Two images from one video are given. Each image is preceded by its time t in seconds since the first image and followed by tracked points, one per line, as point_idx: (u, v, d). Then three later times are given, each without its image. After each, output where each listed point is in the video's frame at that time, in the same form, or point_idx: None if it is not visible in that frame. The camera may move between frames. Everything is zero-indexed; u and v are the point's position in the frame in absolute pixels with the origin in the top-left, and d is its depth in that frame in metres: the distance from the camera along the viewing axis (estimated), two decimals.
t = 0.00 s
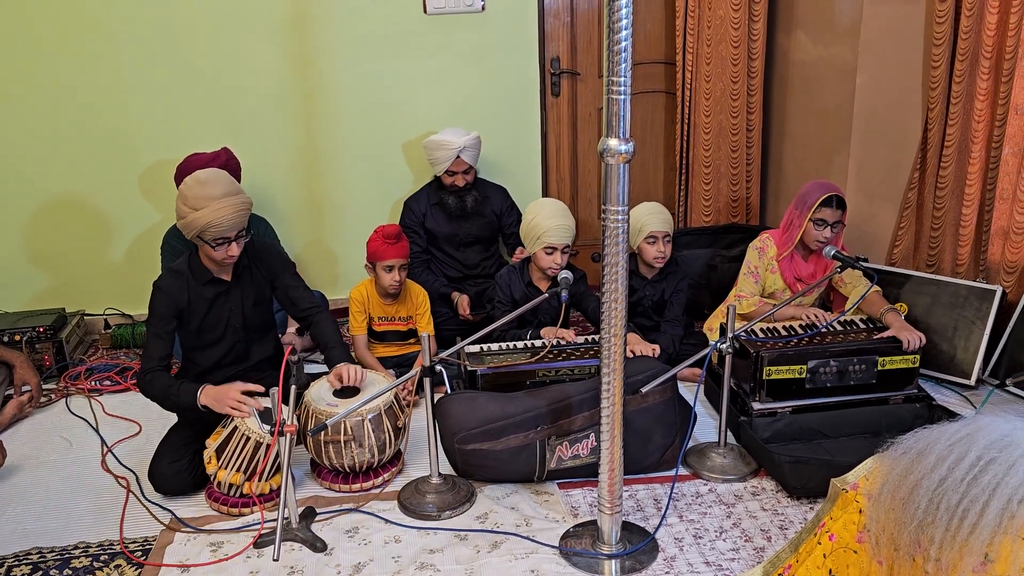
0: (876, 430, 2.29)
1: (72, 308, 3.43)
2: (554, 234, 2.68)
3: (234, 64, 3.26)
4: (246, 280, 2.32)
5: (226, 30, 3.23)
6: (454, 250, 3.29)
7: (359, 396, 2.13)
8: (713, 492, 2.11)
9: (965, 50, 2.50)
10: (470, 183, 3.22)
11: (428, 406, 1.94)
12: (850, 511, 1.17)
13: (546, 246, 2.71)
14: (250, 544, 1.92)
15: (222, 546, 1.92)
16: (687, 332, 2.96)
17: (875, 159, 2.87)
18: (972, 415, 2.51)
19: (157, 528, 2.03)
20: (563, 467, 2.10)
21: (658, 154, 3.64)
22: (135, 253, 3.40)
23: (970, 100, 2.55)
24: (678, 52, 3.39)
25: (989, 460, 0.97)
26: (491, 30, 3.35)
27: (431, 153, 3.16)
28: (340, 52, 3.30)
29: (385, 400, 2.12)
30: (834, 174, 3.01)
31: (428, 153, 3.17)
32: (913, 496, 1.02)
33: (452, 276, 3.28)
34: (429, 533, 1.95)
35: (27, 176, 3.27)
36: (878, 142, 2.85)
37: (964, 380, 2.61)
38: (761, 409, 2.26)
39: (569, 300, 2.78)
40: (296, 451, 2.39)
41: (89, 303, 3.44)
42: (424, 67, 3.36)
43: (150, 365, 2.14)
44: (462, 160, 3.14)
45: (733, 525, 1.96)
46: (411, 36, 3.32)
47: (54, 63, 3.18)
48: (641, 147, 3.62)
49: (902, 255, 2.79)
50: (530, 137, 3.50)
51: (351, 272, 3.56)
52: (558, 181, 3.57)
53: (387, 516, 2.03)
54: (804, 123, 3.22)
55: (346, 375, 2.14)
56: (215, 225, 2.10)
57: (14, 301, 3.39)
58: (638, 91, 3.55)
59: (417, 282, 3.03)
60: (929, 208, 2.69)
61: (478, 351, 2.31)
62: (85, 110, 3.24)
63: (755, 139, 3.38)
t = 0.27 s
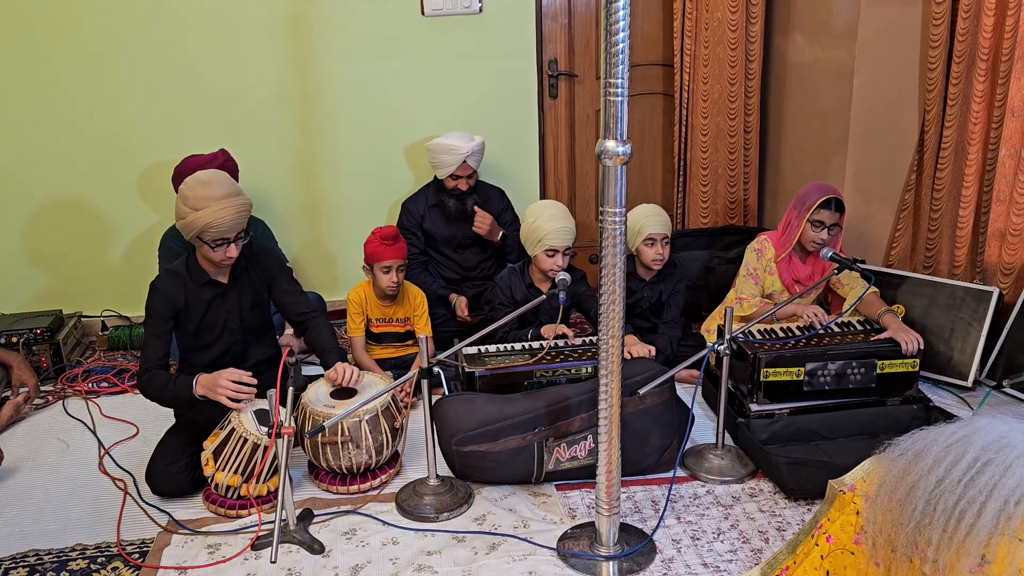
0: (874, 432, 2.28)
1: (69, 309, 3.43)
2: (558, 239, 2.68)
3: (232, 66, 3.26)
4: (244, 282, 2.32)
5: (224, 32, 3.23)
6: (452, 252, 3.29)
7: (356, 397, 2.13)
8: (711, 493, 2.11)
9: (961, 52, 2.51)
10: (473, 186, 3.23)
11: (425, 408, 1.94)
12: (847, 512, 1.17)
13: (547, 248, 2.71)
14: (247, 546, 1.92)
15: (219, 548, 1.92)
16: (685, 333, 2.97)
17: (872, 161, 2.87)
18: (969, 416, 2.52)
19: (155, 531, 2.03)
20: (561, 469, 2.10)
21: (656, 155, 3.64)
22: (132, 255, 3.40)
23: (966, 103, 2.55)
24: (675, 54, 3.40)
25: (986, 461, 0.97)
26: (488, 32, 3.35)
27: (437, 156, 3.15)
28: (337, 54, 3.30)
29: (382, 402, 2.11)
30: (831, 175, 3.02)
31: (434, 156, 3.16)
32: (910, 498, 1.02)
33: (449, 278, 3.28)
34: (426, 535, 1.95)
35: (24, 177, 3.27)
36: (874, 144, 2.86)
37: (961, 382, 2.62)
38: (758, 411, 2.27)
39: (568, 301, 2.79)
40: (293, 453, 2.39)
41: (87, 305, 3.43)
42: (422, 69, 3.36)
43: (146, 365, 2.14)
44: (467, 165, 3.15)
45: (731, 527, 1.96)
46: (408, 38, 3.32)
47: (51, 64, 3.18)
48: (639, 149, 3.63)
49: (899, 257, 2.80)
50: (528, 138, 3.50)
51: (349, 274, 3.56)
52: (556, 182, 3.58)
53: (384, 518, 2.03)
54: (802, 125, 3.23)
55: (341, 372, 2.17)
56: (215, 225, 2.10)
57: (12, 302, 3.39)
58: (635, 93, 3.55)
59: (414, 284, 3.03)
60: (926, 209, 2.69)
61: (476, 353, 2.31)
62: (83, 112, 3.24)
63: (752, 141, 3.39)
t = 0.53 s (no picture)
0: (873, 433, 2.28)
1: (68, 310, 3.43)
2: (560, 241, 2.68)
3: (231, 67, 3.26)
4: (244, 283, 2.32)
5: (223, 33, 3.23)
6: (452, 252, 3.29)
7: (356, 399, 2.13)
8: (710, 494, 2.11)
9: (961, 53, 2.51)
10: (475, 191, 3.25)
11: (424, 409, 1.94)
12: (846, 513, 1.16)
13: (548, 251, 2.71)
14: (246, 547, 1.92)
15: (218, 549, 1.92)
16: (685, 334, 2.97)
17: (871, 162, 2.88)
18: (968, 416, 2.52)
19: (154, 532, 2.03)
20: (560, 469, 2.10)
21: (655, 156, 3.64)
22: (131, 255, 3.40)
23: (965, 103, 2.55)
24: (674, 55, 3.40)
25: (985, 462, 0.97)
26: (488, 32, 3.35)
27: (441, 159, 3.14)
28: (337, 55, 3.30)
29: (381, 403, 2.11)
30: (831, 176, 3.02)
31: (438, 159, 3.15)
32: (909, 498, 1.02)
33: (449, 279, 3.28)
34: (425, 536, 1.95)
35: (23, 178, 3.27)
36: (873, 144, 2.86)
37: (960, 382, 2.62)
38: (757, 411, 2.26)
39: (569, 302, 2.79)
40: (293, 454, 2.39)
41: (86, 306, 3.43)
42: (422, 70, 3.36)
43: (146, 367, 2.13)
44: (471, 168, 3.16)
45: (730, 528, 1.96)
46: (408, 39, 3.32)
47: (50, 65, 3.18)
48: (638, 150, 3.63)
49: (898, 258, 2.80)
50: (527, 139, 3.50)
51: (349, 274, 3.56)
52: (555, 183, 3.58)
53: (384, 519, 2.03)
54: (801, 126, 3.23)
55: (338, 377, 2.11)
56: (216, 231, 2.10)
57: (12, 303, 3.39)
58: (634, 93, 3.55)
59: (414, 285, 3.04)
60: (925, 210, 2.69)
61: (476, 354, 2.31)
62: (82, 113, 3.24)
63: (752, 142, 3.39)
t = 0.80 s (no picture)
0: (872, 433, 2.27)
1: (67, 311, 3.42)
2: (559, 244, 2.68)
3: (231, 68, 3.26)
4: (243, 284, 2.32)
5: (222, 33, 3.22)
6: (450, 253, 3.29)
7: (355, 399, 2.13)
8: (709, 495, 2.12)
9: (959, 54, 2.51)
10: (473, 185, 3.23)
11: (423, 410, 1.94)
12: (846, 514, 1.16)
13: (547, 253, 2.72)
14: (245, 548, 1.92)
15: (217, 550, 1.92)
16: (683, 335, 2.97)
17: (870, 163, 2.88)
18: (966, 417, 2.52)
19: (152, 533, 2.03)
20: (559, 470, 2.10)
21: (654, 157, 3.65)
22: (130, 256, 3.40)
23: (964, 104, 2.55)
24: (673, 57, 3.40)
25: (983, 463, 0.97)
26: (487, 33, 3.35)
27: (440, 160, 3.14)
28: (336, 56, 3.30)
29: (380, 404, 2.11)
30: (829, 177, 3.03)
31: (437, 160, 3.15)
32: (907, 499, 1.02)
33: (448, 280, 3.28)
34: (424, 537, 1.95)
35: (21, 179, 3.27)
36: (872, 145, 2.87)
37: (958, 383, 2.62)
38: (756, 412, 2.26)
39: (569, 303, 2.79)
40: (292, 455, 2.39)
41: (84, 306, 3.43)
42: (421, 71, 3.36)
43: (142, 364, 2.13)
44: (469, 168, 3.16)
45: (729, 529, 1.96)
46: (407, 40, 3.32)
47: (49, 65, 3.17)
48: (637, 151, 3.63)
49: (897, 259, 2.81)
50: (526, 140, 3.50)
51: (348, 275, 3.56)
52: (554, 184, 3.58)
53: (382, 520, 2.03)
54: (799, 127, 3.23)
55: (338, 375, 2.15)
56: (217, 234, 2.10)
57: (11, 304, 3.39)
58: (633, 94, 3.55)
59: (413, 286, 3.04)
60: (924, 211, 2.70)
61: (475, 355, 2.31)
62: (81, 113, 3.23)
63: (750, 143, 3.39)
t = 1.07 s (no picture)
0: (872, 433, 2.27)
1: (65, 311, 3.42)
2: (558, 246, 2.69)
3: (229, 68, 3.26)
4: (240, 284, 2.32)
5: (220, 33, 3.22)
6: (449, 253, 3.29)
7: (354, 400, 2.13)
8: (708, 495, 2.11)
9: (958, 54, 2.51)
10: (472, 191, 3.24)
11: (422, 410, 1.94)
12: (844, 515, 1.16)
13: (548, 254, 2.71)
14: (243, 548, 1.92)
15: (216, 551, 1.92)
16: (682, 335, 2.97)
17: (868, 162, 2.88)
18: (965, 417, 2.52)
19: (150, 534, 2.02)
20: (557, 471, 2.09)
21: (653, 157, 3.64)
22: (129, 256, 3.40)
23: (963, 105, 2.55)
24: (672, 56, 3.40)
25: (982, 464, 0.97)
26: (486, 33, 3.35)
27: (437, 159, 3.14)
28: (335, 57, 3.30)
29: (380, 404, 2.11)
30: (828, 177, 3.03)
31: (435, 159, 3.15)
32: (906, 500, 1.02)
33: (447, 279, 3.28)
34: (423, 538, 1.95)
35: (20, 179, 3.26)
36: (870, 145, 2.87)
37: (957, 383, 2.62)
38: (756, 412, 2.26)
39: (570, 304, 2.80)
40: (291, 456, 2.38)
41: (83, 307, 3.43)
42: (420, 71, 3.36)
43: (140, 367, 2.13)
44: (467, 168, 3.15)
45: (728, 529, 1.96)
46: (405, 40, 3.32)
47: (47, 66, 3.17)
48: (636, 151, 3.63)
49: (896, 259, 2.81)
50: (525, 140, 3.50)
51: (346, 275, 3.56)
52: (553, 183, 3.58)
53: (381, 520, 2.03)
54: (799, 127, 3.23)
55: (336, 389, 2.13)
56: (221, 235, 2.10)
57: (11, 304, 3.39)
58: (632, 94, 3.55)
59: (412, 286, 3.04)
60: (922, 211, 2.70)
61: (474, 355, 2.31)
62: (79, 113, 3.23)
63: (749, 143, 3.39)
